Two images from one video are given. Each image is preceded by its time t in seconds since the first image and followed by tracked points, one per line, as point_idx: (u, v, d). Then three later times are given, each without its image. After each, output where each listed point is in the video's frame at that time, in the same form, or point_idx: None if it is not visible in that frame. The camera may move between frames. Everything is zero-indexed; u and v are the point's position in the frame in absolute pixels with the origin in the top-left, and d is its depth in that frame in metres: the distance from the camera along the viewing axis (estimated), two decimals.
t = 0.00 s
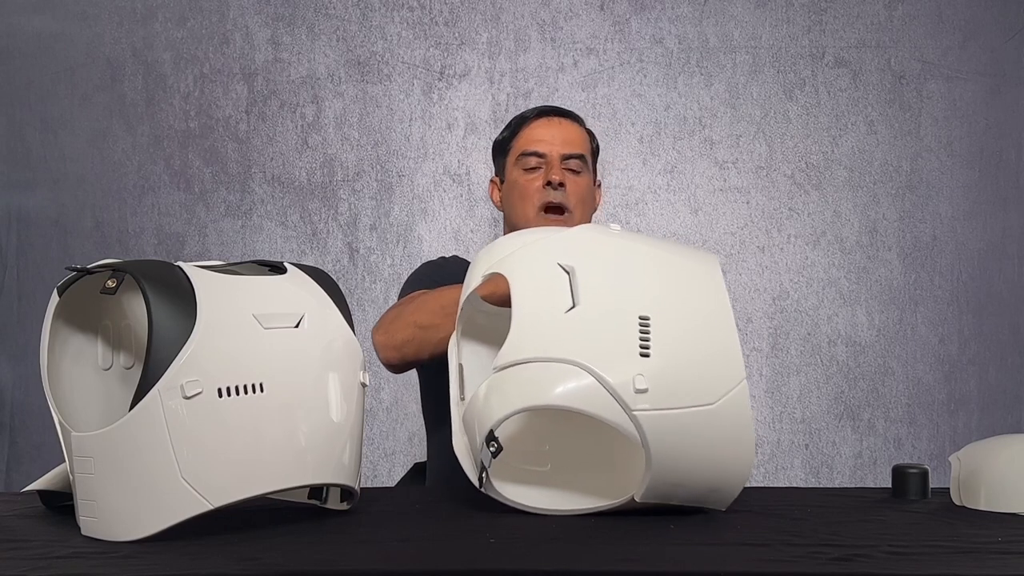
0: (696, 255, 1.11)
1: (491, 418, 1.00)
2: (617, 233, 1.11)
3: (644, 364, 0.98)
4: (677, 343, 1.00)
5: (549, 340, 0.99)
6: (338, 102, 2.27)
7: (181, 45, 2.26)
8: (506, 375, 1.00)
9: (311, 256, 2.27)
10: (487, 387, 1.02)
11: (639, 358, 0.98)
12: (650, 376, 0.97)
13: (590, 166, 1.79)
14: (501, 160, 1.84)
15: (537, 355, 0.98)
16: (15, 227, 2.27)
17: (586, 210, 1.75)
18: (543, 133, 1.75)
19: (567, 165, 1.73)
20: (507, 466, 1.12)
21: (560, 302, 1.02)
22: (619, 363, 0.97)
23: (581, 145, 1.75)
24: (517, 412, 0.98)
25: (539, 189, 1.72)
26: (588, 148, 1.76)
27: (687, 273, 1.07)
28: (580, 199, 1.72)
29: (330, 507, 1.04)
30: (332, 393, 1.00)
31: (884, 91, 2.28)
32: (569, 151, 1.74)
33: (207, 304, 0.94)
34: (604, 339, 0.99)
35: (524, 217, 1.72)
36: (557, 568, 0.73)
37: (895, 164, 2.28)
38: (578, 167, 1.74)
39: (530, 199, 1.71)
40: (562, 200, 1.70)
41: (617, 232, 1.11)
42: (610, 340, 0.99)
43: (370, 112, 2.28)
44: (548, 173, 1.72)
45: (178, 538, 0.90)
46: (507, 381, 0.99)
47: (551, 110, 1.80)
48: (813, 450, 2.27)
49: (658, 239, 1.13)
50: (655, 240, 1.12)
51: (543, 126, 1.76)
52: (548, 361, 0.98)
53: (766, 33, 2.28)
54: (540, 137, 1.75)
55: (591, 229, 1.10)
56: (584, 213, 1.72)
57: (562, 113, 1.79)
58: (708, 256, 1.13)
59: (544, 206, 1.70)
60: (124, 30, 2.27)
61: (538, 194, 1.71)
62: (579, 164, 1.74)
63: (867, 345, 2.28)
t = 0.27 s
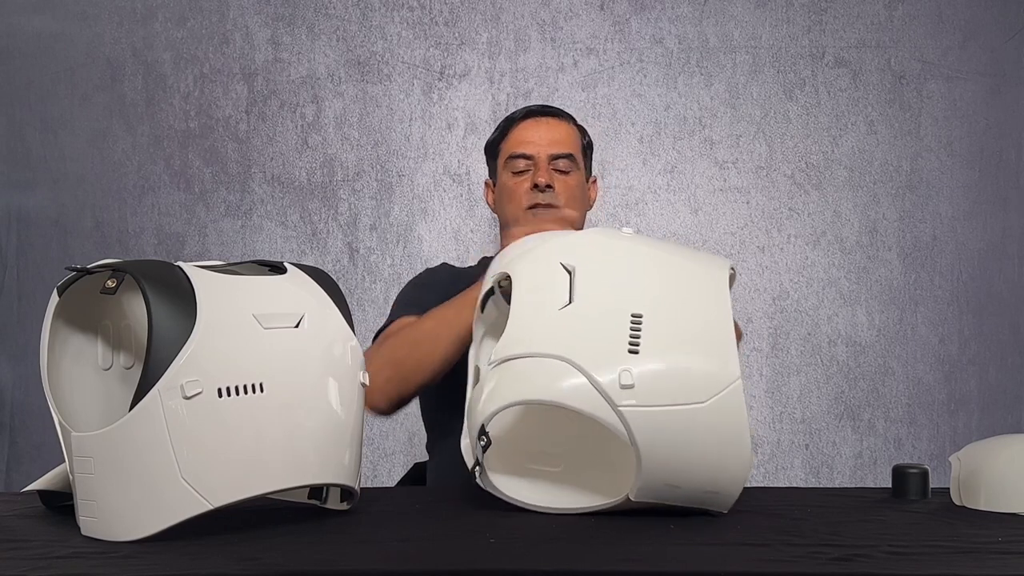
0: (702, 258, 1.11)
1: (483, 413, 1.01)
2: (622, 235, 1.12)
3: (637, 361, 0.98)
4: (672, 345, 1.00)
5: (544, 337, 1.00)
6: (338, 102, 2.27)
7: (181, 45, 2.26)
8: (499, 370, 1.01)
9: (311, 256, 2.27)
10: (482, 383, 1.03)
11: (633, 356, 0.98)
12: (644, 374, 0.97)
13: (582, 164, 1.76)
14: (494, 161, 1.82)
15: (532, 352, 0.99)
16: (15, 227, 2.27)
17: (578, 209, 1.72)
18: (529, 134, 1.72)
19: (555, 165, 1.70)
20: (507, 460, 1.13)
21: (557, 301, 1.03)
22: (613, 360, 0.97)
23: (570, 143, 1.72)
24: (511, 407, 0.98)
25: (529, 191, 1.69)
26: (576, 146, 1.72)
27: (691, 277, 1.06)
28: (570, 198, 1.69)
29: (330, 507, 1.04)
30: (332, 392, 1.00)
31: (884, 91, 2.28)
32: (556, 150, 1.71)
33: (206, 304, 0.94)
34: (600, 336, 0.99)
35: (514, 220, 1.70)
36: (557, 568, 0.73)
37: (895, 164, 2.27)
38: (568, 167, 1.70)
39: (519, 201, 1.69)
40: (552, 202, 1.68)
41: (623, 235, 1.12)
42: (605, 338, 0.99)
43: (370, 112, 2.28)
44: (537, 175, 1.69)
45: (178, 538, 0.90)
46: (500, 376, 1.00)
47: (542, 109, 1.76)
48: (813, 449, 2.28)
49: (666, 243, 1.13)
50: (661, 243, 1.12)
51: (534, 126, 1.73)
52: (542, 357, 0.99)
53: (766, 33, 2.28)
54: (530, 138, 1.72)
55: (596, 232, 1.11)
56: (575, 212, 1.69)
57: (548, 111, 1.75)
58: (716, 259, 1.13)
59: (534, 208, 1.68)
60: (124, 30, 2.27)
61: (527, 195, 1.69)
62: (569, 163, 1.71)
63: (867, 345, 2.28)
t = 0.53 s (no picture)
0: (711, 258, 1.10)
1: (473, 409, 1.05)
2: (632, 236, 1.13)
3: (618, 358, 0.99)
4: (657, 345, 0.99)
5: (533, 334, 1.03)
6: (338, 102, 2.27)
7: (181, 45, 2.26)
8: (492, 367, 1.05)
9: (311, 256, 2.28)
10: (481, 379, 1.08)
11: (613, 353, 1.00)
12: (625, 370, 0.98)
13: (575, 162, 1.75)
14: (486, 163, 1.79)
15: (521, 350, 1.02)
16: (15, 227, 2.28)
17: (572, 209, 1.71)
18: (522, 135, 1.70)
19: (549, 166, 1.68)
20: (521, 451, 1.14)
21: (551, 301, 1.06)
22: (595, 356, 0.99)
23: (563, 144, 1.70)
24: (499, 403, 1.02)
25: (523, 194, 1.67)
26: (570, 146, 1.71)
27: (691, 277, 1.05)
28: (565, 200, 1.68)
29: (330, 507, 1.04)
30: (332, 392, 1.00)
31: (884, 91, 2.28)
32: (550, 151, 1.69)
33: (207, 304, 0.94)
34: (585, 333, 1.01)
35: (509, 223, 1.68)
36: (556, 568, 0.73)
37: (895, 163, 2.27)
38: (561, 167, 1.69)
39: (514, 204, 1.67)
40: (547, 203, 1.66)
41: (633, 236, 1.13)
42: (592, 334, 1.01)
43: (370, 112, 2.28)
44: (531, 177, 1.67)
45: (178, 538, 0.90)
46: (492, 373, 1.05)
47: (532, 108, 1.74)
48: (813, 450, 2.29)
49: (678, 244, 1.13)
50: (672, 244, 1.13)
51: (525, 127, 1.71)
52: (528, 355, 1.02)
53: (766, 32, 2.28)
54: (522, 139, 1.70)
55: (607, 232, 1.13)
56: (570, 212, 1.68)
57: (540, 111, 1.73)
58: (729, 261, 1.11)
59: (529, 211, 1.66)
60: (124, 30, 2.27)
61: (522, 199, 1.67)
62: (562, 163, 1.69)
63: (867, 345, 2.28)
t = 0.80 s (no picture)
0: (742, 257, 1.03)
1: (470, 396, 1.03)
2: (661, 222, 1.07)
3: (612, 359, 0.94)
4: (650, 354, 0.94)
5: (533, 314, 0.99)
6: (338, 102, 2.27)
7: (181, 46, 2.26)
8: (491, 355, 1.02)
9: (312, 256, 2.28)
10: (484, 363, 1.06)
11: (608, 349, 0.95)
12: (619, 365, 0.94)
13: (566, 161, 1.74)
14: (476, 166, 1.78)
15: (520, 330, 0.99)
16: (15, 226, 2.28)
17: (565, 208, 1.70)
18: (511, 136, 1.69)
19: (540, 165, 1.68)
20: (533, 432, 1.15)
21: (557, 289, 1.01)
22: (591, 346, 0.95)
23: (553, 143, 1.69)
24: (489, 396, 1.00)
25: (516, 194, 1.66)
26: (560, 145, 1.70)
27: (704, 280, 0.98)
28: (557, 199, 1.67)
29: (330, 507, 1.04)
30: (332, 392, 1.00)
31: (884, 91, 2.27)
32: (540, 151, 1.68)
33: (207, 303, 0.95)
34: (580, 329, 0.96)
35: (505, 225, 1.66)
36: (556, 568, 0.73)
37: (895, 163, 2.27)
38: (552, 166, 1.68)
39: (507, 205, 1.66)
40: (541, 202, 1.65)
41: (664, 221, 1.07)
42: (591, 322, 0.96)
43: (370, 112, 2.28)
44: (523, 177, 1.66)
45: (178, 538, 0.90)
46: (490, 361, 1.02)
47: (520, 108, 1.74)
48: (813, 450, 2.29)
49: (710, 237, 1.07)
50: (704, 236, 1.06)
51: (515, 128, 1.70)
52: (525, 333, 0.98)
53: (766, 33, 2.28)
54: (512, 139, 1.69)
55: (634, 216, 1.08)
56: (563, 211, 1.67)
57: (528, 111, 1.73)
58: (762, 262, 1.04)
59: (523, 211, 1.65)
60: (124, 30, 2.27)
61: (515, 199, 1.66)
62: (553, 162, 1.69)
63: (867, 345, 2.28)
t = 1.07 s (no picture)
0: (795, 279, 0.91)
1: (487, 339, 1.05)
2: (723, 220, 0.96)
3: (598, 360, 0.91)
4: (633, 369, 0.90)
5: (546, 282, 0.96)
6: (338, 102, 2.27)
7: (181, 45, 2.26)
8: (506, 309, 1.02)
9: (312, 256, 2.28)
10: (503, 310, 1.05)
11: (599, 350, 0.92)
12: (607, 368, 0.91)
13: (568, 158, 1.74)
14: (476, 165, 1.77)
15: (531, 295, 0.97)
16: (15, 226, 2.28)
17: (569, 203, 1.70)
18: (514, 134, 1.68)
19: (544, 162, 1.67)
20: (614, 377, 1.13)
21: (585, 262, 0.95)
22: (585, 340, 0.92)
23: (555, 139, 1.69)
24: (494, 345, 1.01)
25: (521, 192, 1.65)
26: (562, 141, 1.70)
27: (732, 309, 0.88)
28: (563, 194, 1.66)
29: (330, 507, 1.04)
30: (332, 392, 0.99)
31: (884, 91, 2.27)
32: (543, 147, 1.68)
33: (207, 303, 0.95)
34: (581, 316, 0.93)
35: (510, 224, 1.66)
36: (557, 568, 0.73)
37: (895, 163, 2.27)
38: (556, 162, 1.68)
39: (513, 204, 1.65)
40: (546, 199, 1.65)
41: (729, 220, 0.96)
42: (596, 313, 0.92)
43: (370, 112, 2.28)
44: (528, 174, 1.65)
45: (178, 538, 0.90)
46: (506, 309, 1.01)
47: (521, 106, 1.72)
48: (813, 450, 2.29)
49: (779, 248, 0.95)
50: (768, 246, 0.95)
51: (518, 125, 1.69)
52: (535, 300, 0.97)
53: (766, 33, 2.28)
54: (515, 138, 1.68)
55: (701, 199, 0.99)
56: (569, 207, 1.68)
57: (528, 108, 1.71)
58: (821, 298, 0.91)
59: (529, 209, 1.64)
60: (124, 30, 2.27)
61: (521, 197, 1.65)
62: (557, 157, 1.68)
63: (867, 345, 2.29)
